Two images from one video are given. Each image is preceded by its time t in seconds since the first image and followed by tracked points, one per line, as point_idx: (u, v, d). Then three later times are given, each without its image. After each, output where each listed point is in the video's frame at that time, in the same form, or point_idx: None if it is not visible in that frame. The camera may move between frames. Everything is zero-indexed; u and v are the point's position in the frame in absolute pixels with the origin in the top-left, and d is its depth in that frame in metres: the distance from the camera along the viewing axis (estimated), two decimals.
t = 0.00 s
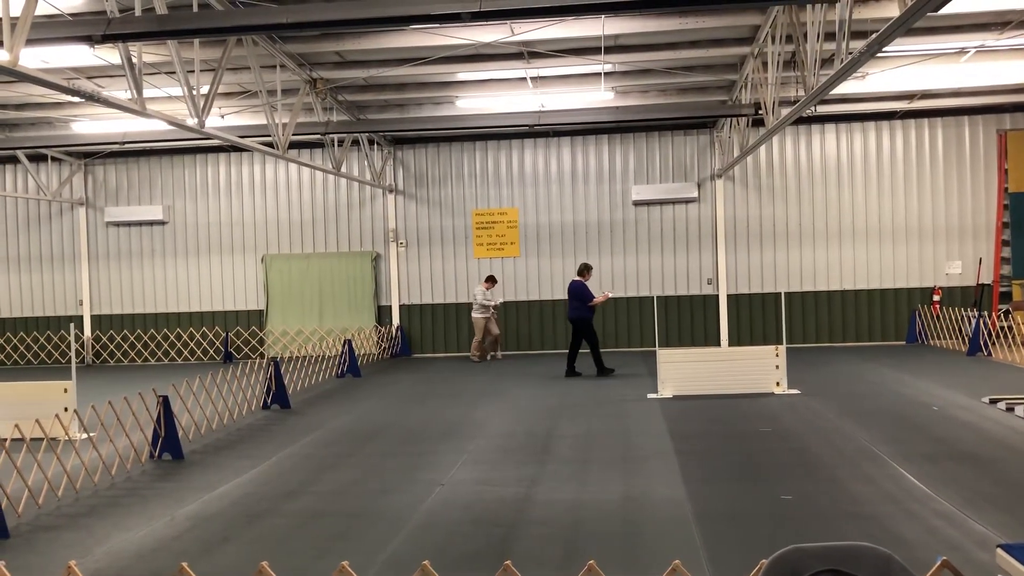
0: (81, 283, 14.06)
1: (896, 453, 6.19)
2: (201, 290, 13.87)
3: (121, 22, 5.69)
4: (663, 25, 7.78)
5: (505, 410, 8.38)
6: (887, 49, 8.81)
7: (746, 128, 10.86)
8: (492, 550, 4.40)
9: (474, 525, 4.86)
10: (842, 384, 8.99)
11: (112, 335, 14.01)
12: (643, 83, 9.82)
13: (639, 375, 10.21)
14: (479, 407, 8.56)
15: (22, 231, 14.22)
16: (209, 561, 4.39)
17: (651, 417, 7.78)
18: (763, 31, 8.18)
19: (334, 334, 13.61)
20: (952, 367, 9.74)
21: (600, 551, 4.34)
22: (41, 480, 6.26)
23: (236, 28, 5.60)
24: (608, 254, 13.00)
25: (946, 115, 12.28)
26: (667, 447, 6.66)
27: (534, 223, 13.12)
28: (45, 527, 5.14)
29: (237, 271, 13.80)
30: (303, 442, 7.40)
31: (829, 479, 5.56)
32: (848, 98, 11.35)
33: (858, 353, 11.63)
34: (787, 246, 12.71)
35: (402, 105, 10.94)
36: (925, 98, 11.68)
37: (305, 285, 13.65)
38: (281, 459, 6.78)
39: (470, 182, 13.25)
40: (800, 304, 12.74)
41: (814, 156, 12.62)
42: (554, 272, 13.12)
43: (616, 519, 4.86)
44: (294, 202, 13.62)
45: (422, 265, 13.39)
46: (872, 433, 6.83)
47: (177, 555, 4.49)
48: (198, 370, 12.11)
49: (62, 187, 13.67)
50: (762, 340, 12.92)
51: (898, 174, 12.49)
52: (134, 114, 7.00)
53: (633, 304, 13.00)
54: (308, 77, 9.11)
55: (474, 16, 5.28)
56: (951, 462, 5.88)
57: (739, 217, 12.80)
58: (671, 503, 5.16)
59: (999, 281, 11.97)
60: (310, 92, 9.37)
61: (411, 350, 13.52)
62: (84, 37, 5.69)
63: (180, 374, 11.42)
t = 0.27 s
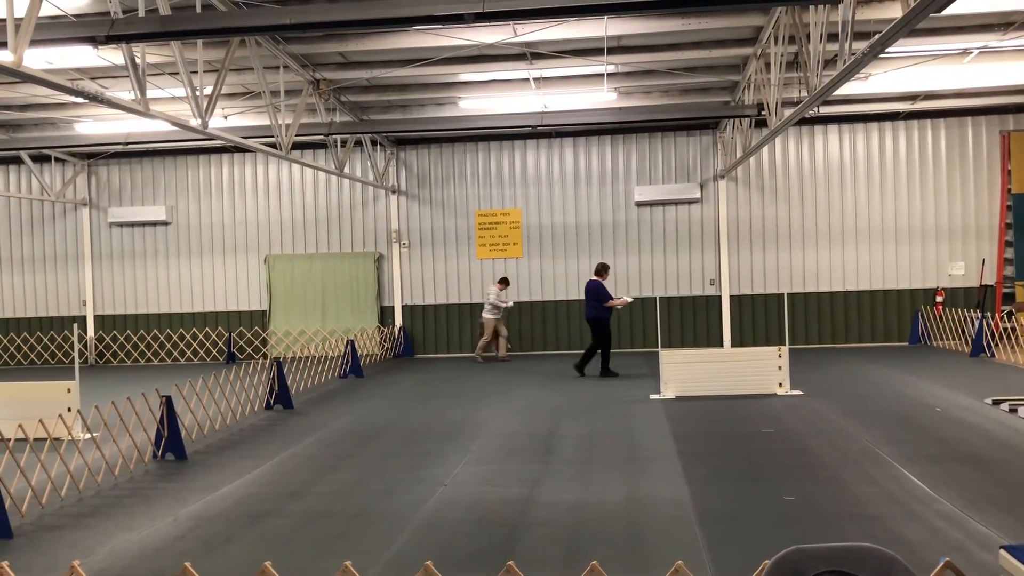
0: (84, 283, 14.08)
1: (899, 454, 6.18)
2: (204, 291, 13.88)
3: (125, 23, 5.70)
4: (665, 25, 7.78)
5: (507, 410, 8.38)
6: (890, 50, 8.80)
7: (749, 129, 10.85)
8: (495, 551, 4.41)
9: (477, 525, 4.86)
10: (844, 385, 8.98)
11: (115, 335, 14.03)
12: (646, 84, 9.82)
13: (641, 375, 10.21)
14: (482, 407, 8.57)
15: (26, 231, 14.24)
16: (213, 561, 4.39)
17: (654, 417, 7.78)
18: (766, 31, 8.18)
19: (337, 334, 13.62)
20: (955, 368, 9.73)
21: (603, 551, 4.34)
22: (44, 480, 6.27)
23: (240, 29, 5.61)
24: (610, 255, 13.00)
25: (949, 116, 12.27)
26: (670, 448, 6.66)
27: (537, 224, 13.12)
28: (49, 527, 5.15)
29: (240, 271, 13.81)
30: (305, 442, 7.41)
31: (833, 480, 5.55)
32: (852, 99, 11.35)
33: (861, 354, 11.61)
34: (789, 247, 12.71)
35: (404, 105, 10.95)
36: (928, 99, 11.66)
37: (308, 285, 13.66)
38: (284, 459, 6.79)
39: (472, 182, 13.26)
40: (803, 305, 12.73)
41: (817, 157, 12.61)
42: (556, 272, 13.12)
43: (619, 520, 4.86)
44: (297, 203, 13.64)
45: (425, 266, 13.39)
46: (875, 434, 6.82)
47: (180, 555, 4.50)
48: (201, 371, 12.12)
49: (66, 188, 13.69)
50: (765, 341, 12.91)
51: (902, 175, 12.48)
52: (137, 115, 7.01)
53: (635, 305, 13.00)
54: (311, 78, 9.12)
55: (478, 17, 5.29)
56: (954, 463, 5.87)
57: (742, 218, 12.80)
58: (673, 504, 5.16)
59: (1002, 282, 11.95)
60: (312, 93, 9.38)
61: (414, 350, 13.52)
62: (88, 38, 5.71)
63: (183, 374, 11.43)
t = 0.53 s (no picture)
0: (86, 285, 14.09)
1: (901, 456, 6.18)
2: (205, 292, 13.90)
3: (127, 25, 5.71)
4: (667, 28, 7.78)
5: (508, 412, 8.38)
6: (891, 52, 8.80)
7: (751, 131, 10.85)
8: (497, 553, 4.41)
9: (478, 527, 4.86)
10: (845, 387, 8.98)
11: (116, 336, 14.04)
12: (647, 86, 9.82)
13: (642, 377, 10.22)
14: (483, 409, 8.57)
15: (27, 232, 14.26)
16: (214, 562, 4.41)
17: (654, 419, 7.78)
18: (767, 34, 8.19)
19: (338, 335, 13.63)
20: (956, 370, 9.73)
21: (605, 553, 4.34)
22: (46, 481, 6.28)
23: (241, 31, 5.62)
24: (611, 257, 13.00)
25: (951, 118, 12.26)
26: (671, 450, 6.67)
27: (538, 225, 13.13)
28: (51, 528, 5.16)
29: (241, 272, 13.82)
30: (307, 444, 7.41)
31: (834, 482, 5.55)
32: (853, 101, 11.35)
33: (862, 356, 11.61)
34: (791, 249, 12.71)
35: (406, 108, 10.96)
36: (930, 101, 11.65)
37: (309, 287, 13.67)
38: (285, 461, 6.80)
39: (474, 184, 13.26)
40: (804, 307, 12.73)
41: (819, 159, 12.61)
42: (558, 274, 13.13)
43: (620, 521, 4.87)
44: (298, 204, 13.65)
45: (426, 268, 13.40)
46: (876, 437, 6.81)
47: (182, 556, 4.51)
48: (202, 372, 12.13)
49: (67, 189, 13.71)
50: (766, 343, 12.91)
51: (903, 177, 12.47)
52: (139, 117, 7.02)
53: (636, 307, 13.00)
54: (312, 80, 9.14)
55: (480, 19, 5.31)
56: (956, 465, 5.87)
57: (743, 220, 12.80)
58: (674, 505, 5.17)
59: (1004, 284, 11.94)
60: (314, 95, 9.40)
61: (415, 352, 13.52)
62: (91, 40, 5.73)
63: (185, 376, 11.44)
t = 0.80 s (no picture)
0: (85, 287, 14.09)
1: (901, 459, 6.18)
2: (205, 294, 13.89)
3: (126, 27, 5.72)
4: (666, 30, 7.78)
5: (508, 414, 8.38)
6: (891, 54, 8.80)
7: (750, 134, 10.85)
8: (496, 555, 4.40)
9: (478, 530, 4.86)
10: (846, 390, 8.97)
11: (116, 339, 14.04)
12: (646, 88, 9.82)
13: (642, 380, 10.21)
14: (483, 411, 8.57)
15: (27, 235, 14.26)
16: (213, 565, 4.40)
17: (654, 421, 7.77)
18: (766, 36, 8.19)
19: (338, 338, 13.62)
20: (956, 372, 9.72)
21: (605, 555, 4.33)
22: (45, 484, 6.28)
23: (241, 33, 5.62)
24: (611, 260, 13.00)
25: (950, 121, 12.27)
26: (671, 452, 6.66)
27: (537, 228, 13.13)
28: (50, 531, 5.15)
29: (241, 274, 13.82)
30: (306, 446, 7.41)
31: (834, 485, 5.55)
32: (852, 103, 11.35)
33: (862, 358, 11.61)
34: (790, 251, 12.71)
35: (406, 109, 10.96)
36: (929, 103, 11.65)
37: (308, 289, 13.66)
38: (285, 463, 6.79)
39: (473, 186, 13.27)
40: (803, 309, 12.72)
41: (818, 161, 12.62)
42: (558, 276, 13.13)
43: (620, 524, 4.86)
44: (298, 206, 13.64)
45: (425, 270, 13.39)
46: (876, 439, 6.81)
47: (181, 559, 4.50)
48: (201, 374, 12.13)
49: (67, 192, 13.72)
50: (766, 346, 12.90)
51: (902, 179, 12.48)
52: (139, 119, 7.02)
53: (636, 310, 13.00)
54: (312, 82, 9.14)
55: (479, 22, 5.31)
56: (956, 468, 5.86)
57: (742, 222, 12.80)
58: (674, 508, 5.16)
59: (1003, 286, 11.94)
60: (314, 97, 9.40)
61: (415, 355, 13.51)
62: (90, 42, 5.73)
63: (184, 378, 11.43)
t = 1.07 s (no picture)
0: (83, 289, 14.08)
1: (898, 460, 6.19)
2: (203, 296, 13.88)
3: (124, 30, 5.73)
4: (663, 32, 7.80)
5: (506, 416, 8.38)
6: (888, 56, 8.82)
7: (747, 135, 10.86)
8: (494, 557, 4.40)
9: (476, 531, 4.86)
10: (844, 391, 8.97)
11: (114, 341, 14.02)
12: (644, 90, 9.84)
13: (640, 381, 10.22)
14: (481, 413, 8.57)
15: (25, 237, 14.25)
16: (211, 566, 4.40)
17: (653, 423, 7.78)
18: (764, 38, 8.20)
19: (336, 340, 13.62)
20: (954, 373, 9.73)
21: (604, 557, 4.34)
22: (43, 486, 6.27)
23: (239, 35, 5.62)
24: (608, 261, 13.01)
25: (947, 122, 12.29)
26: (669, 453, 6.66)
27: (535, 229, 13.14)
28: (48, 533, 5.15)
29: (239, 277, 13.81)
30: (304, 448, 7.40)
31: (832, 486, 5.55)
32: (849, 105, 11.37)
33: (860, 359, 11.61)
34: (788, 252, 12.72)
35: (404, 112, 10.97)
36: (926, 105, 11.66)
37: (306, 291, 13.65)
38: (283, 465, 6.79)
39: (471, 188, 13.27)
40: (801, 310, 12.73)
41: (815, 163, 12.63)
42: (556, 278, 13.13)
43: (619, 525, 4.86)
44: (295, 208, 13.64)
45: (423, 272, 13.39)
46: (873, 440, 6.82)
47: (179, 561, 4.50)
48: (199, 377, 12.11)
49: (65, 194, 13.71)
50: (764, 347, 12.91)
51: (900, 180, 12.50)
52: (136, 121, 7.03)
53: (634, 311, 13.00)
54: (310, 84, 9.15)
55: (477, 24, 5.31)
56: (954, 468, 5.87)
57: (740, 224, 12.81)
58: (672, 509, 5.17)
59: (1001, 287, 11.95)
60: (312, 99, 9.40)
61: (413, 357, 13.51)
62: (88, 44, 5.73)
63: (182, 381, 11.42)
